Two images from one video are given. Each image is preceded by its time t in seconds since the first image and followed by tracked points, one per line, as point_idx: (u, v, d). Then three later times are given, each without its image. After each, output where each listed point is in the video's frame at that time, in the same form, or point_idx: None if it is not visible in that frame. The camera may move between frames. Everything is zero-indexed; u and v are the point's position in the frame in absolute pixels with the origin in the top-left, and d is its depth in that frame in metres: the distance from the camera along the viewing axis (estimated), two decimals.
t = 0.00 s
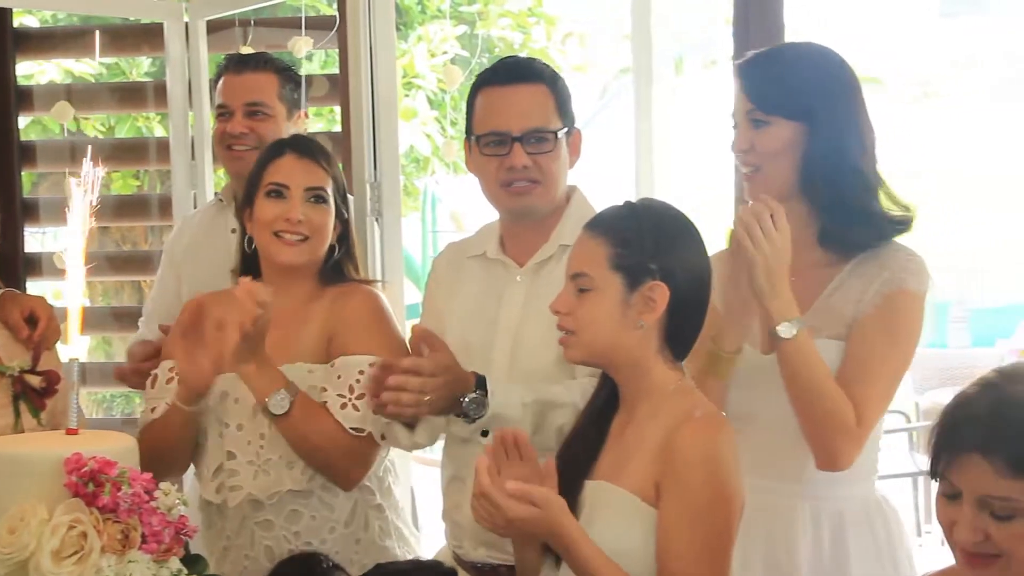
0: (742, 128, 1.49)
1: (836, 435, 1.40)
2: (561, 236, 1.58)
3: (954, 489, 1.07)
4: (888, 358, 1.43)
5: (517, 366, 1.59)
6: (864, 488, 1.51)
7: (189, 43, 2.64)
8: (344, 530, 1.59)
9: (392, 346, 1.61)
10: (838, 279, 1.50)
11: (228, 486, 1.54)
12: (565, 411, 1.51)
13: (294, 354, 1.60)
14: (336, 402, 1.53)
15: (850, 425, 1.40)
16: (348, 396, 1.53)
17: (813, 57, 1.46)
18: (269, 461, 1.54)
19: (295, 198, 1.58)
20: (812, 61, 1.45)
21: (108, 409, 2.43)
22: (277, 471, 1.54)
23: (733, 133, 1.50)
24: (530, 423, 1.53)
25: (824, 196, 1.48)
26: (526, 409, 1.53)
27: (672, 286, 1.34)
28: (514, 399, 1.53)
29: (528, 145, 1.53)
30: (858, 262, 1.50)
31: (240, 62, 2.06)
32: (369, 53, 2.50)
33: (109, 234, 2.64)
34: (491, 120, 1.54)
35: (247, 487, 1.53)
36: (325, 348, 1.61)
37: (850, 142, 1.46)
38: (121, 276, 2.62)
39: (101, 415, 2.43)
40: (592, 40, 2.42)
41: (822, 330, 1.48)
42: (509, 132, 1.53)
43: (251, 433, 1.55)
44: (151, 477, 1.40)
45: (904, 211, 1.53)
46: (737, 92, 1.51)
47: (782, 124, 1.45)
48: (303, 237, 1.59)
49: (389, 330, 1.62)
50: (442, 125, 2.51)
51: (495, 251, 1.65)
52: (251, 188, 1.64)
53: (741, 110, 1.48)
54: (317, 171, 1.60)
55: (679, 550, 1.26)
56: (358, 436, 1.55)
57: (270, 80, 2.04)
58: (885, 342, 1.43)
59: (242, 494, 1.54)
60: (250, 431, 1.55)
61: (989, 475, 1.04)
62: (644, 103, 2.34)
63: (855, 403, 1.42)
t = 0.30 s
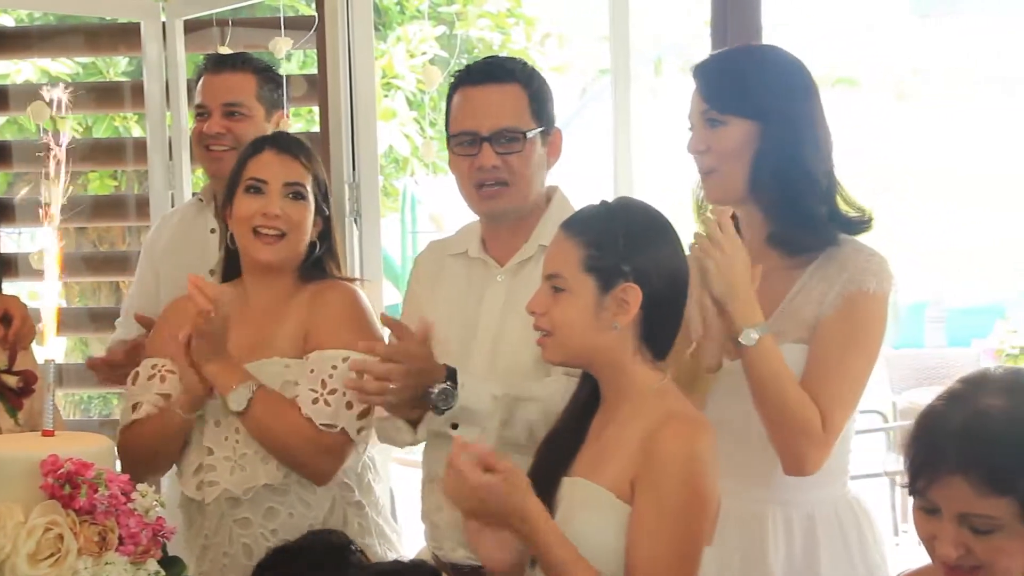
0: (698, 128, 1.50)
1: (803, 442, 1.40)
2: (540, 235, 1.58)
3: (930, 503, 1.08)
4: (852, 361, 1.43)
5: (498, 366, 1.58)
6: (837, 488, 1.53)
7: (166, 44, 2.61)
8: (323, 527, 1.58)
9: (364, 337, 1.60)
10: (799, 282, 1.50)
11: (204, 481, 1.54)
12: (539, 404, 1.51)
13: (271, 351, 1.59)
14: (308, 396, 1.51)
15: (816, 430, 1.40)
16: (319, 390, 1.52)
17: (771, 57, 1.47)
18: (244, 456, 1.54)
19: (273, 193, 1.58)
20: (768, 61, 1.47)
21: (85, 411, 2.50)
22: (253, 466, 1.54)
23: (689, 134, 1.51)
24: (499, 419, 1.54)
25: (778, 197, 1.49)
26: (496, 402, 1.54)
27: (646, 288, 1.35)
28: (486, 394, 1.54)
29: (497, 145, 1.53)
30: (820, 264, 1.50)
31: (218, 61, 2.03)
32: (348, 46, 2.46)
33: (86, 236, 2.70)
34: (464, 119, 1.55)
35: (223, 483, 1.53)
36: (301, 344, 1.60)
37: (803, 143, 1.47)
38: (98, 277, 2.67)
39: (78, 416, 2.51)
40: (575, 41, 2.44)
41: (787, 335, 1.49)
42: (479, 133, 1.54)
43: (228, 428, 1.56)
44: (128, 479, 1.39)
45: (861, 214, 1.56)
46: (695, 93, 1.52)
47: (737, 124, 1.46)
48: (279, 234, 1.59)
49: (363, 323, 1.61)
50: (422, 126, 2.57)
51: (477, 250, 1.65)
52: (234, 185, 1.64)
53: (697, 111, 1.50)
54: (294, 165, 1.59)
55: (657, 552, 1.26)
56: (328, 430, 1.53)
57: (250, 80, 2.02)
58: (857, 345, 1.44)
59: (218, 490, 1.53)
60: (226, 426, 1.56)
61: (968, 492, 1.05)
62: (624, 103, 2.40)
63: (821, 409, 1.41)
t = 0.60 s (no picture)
0: (712, 125, 1.50)
1: (801, 446, 1.40)
2: (534, 237, 1.58)
3: (919, 496, 1.09)
4: (855, 368, 1.43)
5: (497, 367, 1.58)
6: (832, 486, 1.53)
7: (162, 45, 2.66)
8: (320, 523, 1.59)
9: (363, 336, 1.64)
10: (809, 283, 1.51)
11: (203, 477, 1.53)
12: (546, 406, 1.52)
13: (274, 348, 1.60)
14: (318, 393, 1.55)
15: (816, 436, 1.40)
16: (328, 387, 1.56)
17: (783, 53, 1.47)
18: (243, 451, 1.54)
19: (246, 192, 1.59)
20: (779, 59, 1.47)
21: (83, 410, 2.49)
22: (251, 462, 1.53)
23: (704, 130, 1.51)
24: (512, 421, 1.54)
25: (788, 197, 1.50)
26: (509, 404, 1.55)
27: (640, 286, 1.36)
28: (501, 397, 1.55)
29: (443, 152, 1.55)
30: (827, 269, 1.51)
31: (215, 61, 2.04)
32: (343, 51, 2.47)
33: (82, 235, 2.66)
34: (441, 124, 1.56)
35: (222, 479, 1.52)
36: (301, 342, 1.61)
37: (815, 142, 1.47)
38: (96, 277, 2.65)
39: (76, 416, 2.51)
40: (571, 41, 2.45)
41: (791, 337, 1.51)
42: (454, 138, 1.54)
43: (228, 425, 1.54)
44: (125, 478, 1.40)
45: (873, 218, 1.55)
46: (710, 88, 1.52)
47: (750, 122, 1.46)
48: (255, 234, 1.60)
49: (364, 324, 1.65)
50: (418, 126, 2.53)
51: (476, 250, 1.65)
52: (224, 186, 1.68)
53: (712, 107, 1.50)
54: (265, 162, 1.60)
55: (650, 551, 1.27)
56: (337, 428, 1.58)
57: (245, 79, 2.02)
58: (850, 345, 1.44)
59: (217, 486, 1.53)
60: (226, 423, 1.54)
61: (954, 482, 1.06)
62: (621, 104, 2.40)
63: (821, 414, 1.42)
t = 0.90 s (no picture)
0: (813, 100, 1.47)
1: (809, 448, 1.39)
2: (539, 240, 1.58)
3: (933, 483, 1.09)
4: (860, 367, 1.42)
5: (500, 370, 1.58)
6: (836, 487, 1.53)
7: (168, 44, 2.63)
8: (330, 528, 1.61)
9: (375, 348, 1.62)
10: (820, 287, 1.52)
11: (213, 482, 1.57)
12: (544, 413, 1.53)
13: (281, 355, 1.61)
14: (321, 406, 1.54)
15: (822, 437, 1.39)
16: (333, 400, 1.54)
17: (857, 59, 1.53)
18: (255, 459, 1.58)
19: (245, 201, 1.61)
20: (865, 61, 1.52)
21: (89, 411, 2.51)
22: (263, 469, 1.57)
23: (792, 108, 1.48)
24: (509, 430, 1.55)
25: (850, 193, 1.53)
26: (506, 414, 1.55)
27: (647, 286, 1.36)
28: (492, 404, 1.54)
29: (460, 155, 1.54)
30: (843, 268, 1.52)
31: (220, 62, 2.03)
32: (350, 46, 2.45)
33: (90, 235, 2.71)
34: (461, 126, 1.55)
35: (232, 484, 1.56)
36: (311, 351, 1.62)
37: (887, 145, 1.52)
38: (102, 277, 2.68)
39: (83, 415, 2.53)
40: (577, 40, 2.48)
41: (804, 337, 1.51)
42: (477, 139, 1.53)
43: (237, 431, 1.59)
44: (132, 478, 1.40)
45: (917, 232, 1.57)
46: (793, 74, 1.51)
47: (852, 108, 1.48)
48: (256, 241, 1.62)
49: (374, 334, 1.64)
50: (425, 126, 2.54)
51: (481, 252, 1.66)
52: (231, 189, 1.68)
53: (806, 89, 1.49)
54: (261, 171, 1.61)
55: (657, 552, 1.27)
56: (343, 440, 1.56)
57: (250, 80, 2.01)
58: (858, 343, 1.44)
59: (227, 491, 1.57)
60: (236, 429, 1.59)
61: (971, 467, 1.06)
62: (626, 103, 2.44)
63: (832, 417, 1.41)
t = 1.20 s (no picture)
0: (802, 100, 1.57)
1: (846, 446, 1.43)
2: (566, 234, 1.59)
3: (968, 474, 1.12)
4: (893, 366, 1.47)
5: (521, 366, 1.58)
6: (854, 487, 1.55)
7: (190, 45, 2.68)
8: (352, 525, 1.63)
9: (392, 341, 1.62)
10: (849, 281, 1.56)
11: (235, 479, 1.60)
12: (564, 405, 1.52)
13: (300, 351, 1.62)
14: (336, 399, 1.55)
15: (859, 436, 1.44)
16: (348, 394, 1.56)
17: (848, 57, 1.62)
18: (275, 456, 1.60)
19: (264, 196, 1.62)
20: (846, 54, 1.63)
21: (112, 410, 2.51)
22: (283, 466, 1.59)
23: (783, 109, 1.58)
24: (527, 417, 1.55)
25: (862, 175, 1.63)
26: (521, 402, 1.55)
27: (673, 288, 1.36)
28: (512, 395, 1.55)
29: (531, 141, 1.55)
30: (868, 266, 1.56)
31: (239, 63, 2.04)
32: (371, 57, 2.50)
33: (112, 234, 2.69)
34: (493, 118, 1.57)
35: (254, 481, 1.59)
36: (331, 348, 1.63)
37: (888, 123, 1.62)
38: (125, 277, 2.66)
39: (105, 415, 2.51)
40: (592, 38, 2.45)
41: (835, 335, 1.55)
42: (510, 129, 1.56)
43: (261, 429, 1.62)
44: (155, 477, 1.41)
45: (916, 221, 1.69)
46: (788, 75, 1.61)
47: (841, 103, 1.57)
48: (273, 238, 1.63)
49: (393, 329, 1.64)
50: (445, 125, 2.55)
51: (504, 249, 1.66)
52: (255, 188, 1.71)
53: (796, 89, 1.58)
54: (281, 167, 1.63)
55: (682, 553, 1.28)
56: (359, 434, 1.57)
57: (269, 81, 2.02)
58: (888, 343, 1.49)
59: (249, 488, 1.59)
60: (259, 427, 1.63)
61: (1008, 453, 1.10)
62: (646, 104, 2.41)
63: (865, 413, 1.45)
